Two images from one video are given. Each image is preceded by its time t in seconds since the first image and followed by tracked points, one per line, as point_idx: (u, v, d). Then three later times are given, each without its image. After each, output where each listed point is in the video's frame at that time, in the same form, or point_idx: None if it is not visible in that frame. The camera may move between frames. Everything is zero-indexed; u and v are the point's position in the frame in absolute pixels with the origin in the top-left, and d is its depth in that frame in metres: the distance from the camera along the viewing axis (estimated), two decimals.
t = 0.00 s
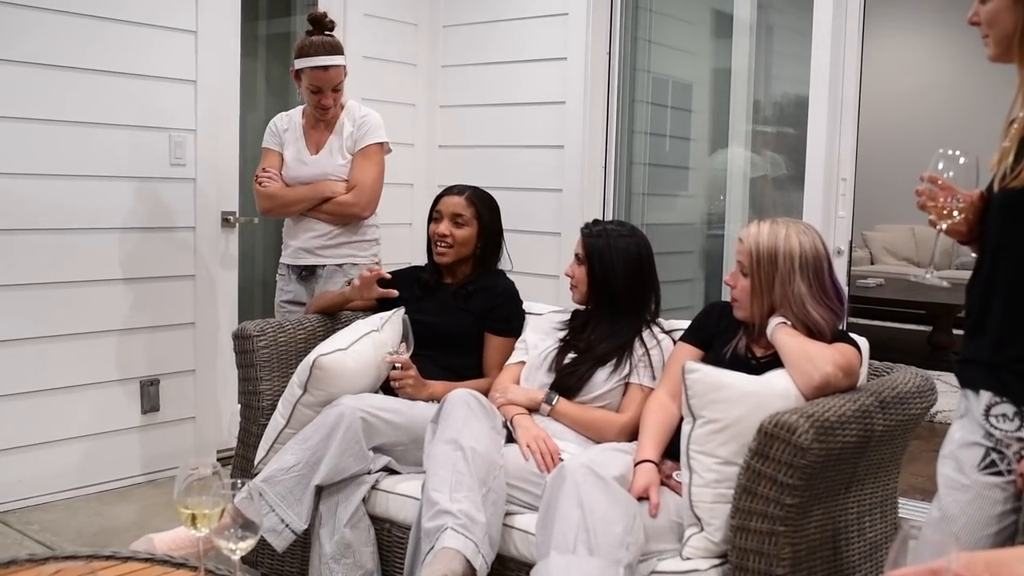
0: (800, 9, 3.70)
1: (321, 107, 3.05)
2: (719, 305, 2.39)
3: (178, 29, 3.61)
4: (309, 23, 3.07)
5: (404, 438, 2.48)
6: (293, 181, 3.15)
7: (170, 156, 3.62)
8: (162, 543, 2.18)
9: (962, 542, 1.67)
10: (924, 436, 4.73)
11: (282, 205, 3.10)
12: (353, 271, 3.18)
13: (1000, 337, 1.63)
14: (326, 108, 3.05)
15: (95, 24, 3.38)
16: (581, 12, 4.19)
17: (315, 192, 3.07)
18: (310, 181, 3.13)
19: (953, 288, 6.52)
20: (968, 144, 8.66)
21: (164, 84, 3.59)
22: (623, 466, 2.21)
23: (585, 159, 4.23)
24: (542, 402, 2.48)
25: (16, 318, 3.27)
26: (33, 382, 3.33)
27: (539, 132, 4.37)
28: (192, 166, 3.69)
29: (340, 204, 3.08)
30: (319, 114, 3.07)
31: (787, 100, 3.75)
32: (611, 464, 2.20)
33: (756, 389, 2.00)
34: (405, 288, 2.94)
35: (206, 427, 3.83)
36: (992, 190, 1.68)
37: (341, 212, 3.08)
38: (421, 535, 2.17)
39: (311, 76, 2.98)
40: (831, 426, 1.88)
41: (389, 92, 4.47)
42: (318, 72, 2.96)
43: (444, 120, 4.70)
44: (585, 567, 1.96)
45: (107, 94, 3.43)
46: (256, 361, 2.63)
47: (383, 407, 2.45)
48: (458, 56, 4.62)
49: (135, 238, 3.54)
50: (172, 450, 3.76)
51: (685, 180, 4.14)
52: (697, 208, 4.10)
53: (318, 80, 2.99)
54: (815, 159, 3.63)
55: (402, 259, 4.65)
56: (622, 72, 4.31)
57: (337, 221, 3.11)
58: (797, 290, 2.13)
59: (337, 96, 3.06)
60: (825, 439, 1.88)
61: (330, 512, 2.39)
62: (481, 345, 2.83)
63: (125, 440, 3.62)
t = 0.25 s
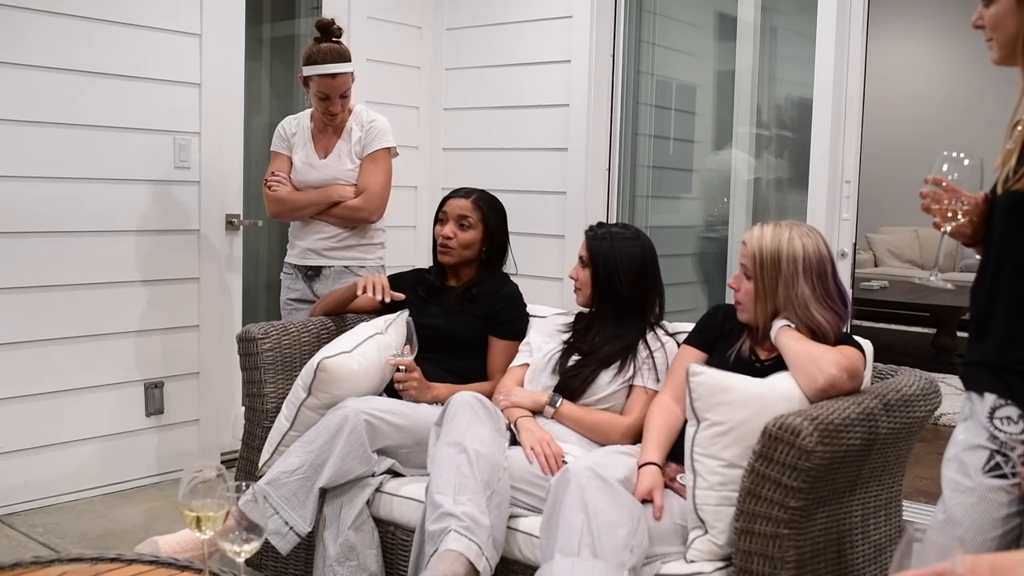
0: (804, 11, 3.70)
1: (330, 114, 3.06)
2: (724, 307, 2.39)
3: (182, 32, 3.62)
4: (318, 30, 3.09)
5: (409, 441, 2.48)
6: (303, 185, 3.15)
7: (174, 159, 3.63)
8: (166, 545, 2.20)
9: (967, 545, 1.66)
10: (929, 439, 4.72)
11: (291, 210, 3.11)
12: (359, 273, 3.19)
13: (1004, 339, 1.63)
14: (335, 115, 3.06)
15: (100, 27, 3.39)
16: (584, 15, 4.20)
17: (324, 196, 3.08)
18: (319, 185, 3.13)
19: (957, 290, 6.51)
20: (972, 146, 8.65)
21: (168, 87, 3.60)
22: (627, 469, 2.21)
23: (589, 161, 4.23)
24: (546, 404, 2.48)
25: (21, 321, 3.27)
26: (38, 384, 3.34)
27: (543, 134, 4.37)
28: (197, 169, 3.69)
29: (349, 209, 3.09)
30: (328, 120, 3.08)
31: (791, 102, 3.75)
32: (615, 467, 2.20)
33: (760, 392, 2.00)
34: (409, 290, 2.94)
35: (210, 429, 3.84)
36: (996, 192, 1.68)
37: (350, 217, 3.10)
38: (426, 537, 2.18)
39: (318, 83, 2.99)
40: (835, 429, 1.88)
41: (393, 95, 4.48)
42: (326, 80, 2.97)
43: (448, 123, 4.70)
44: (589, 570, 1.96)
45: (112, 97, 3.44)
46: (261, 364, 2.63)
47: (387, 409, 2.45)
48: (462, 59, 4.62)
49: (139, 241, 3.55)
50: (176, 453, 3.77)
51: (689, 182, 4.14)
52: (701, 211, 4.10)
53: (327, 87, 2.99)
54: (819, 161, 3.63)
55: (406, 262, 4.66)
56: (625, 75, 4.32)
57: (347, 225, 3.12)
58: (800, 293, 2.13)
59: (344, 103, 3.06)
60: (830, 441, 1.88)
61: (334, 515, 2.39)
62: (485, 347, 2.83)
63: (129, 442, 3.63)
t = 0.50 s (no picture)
0: (803, 13, 3.70)
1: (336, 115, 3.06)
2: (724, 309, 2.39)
3: (183, 35, 3.62)
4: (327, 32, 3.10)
5: (410, 443, 2.48)
6: (309, 185, 3.16)
7: (175, 162, 3.63)
8: (168, 547, 2.18)
9: (968, 546, 1.66)
10: (930, 440, 4.72)
11: (296, 211, 3.11)
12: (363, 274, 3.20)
13: (1004, 340, 1.63)
14: (341, 117, 3.06)
15: (101, 30, 3.40)
16: (584, 17, 4.20)
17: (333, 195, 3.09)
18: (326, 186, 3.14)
19: (958, 291, 6.51)
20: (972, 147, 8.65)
21: (169, 90, 3.60)
22: (628, 471, 2.21)
23: (590, 163, 4.24)
24: (547, 406, 2.48)
25: (22, 324, 3.28)
26: (39, 387, 3.35)
27: (544, 136, 4.38)
28: (197, 171, 3.70)
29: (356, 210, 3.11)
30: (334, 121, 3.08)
31: (790, 103, 3.75)
32: (617, 469, 2.20)
33: (761, 393, 2.01)
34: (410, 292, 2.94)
35: (211, 432, 3.84)
36: (996, 193, 1.68)
37: (356, 218, 3.11)
38: (427, 540, 2.18)
39: (326, 84, 2.99)
40: (836, 431, 1.89)
41: (393, 97, 4.48)
42: (334, 81, 2.97)
43: (448, 126, 4.70)
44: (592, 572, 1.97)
45: (112, 100, 3.44)
46: (262, 366, 2.64)
47: (388, 412, 2.45)
48: (463, 62, 4.62)
49: (140, 244, 3.55)
50: (177, 455, 3.77)
51: (689, 184, 4.15)
52: (702, 212, 4.10)
53: (334, 88, 3.00)
54: (819, 163, 3.63)
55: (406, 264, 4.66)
56: (625, 77, 4.32)
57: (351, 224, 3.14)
58: (801, 294, 2.13)
59: (351, 106, 3.07)
60: (831, 443, 1.88)
61: (336, 517, 2.40)
62: (486, 349, 2.83)
63: (130, 445, 3.63)
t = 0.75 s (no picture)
0: (803, 14, 3.71)
1: (344, 114, 3.07)
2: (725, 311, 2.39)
3: (183, 39, 3.63)
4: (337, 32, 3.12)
5: (411, 445, 2.48)
6: (320, 186, 3.17)
7: (176, 165, 3.64)
8: (170, 552, 2.18)
9: (969, 547, 1.67)
10: (931, 441, 4.72)
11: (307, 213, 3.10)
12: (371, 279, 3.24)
13: (1004, 340, 1.63)
14: (348, 116, 3.07)
15: (102, 34, 3.40)
16: (585, 19, 4.21)
17: (339, 194, 3.08)
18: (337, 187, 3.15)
19: (959, 292, 6.51)
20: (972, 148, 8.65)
21: (170, 94, 3.61)
22: (629, 472, 2.21)
23: (590, 165, 4.24)
24: (548, 408, 2.48)
25: (23, 328, 3.28)
26: (41, 391, 3.35)
27: (544, 139, 4.38)
28: (198, 175, 3.70)
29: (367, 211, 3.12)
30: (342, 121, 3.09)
31: (790, 105, 3.76)
32: (618, 470, 2.20)
33: (762, 395, 2.01)
34: (410, 294, 2.94)
35: (212, 435, 3.84)
36: (995, 193, 1.68)
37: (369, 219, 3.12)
38: (429, 542, 2.18)
39: (332, 82, 3.02)
40: (837, 431, 1.89)
41: (393, 100, 4.49)
42: (339, 79, 2.99)
43: (449, 128, 4.71)
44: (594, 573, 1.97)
45: (113, 104, 3.45)
46: (263, 369, 2.64)
47: (389, 414, 2.45)
48: (463, 65, 4.63)
49: (140, 247, 3.56)
50: (179, 458, 3.77)
51: (690, 186, 4.15)
52: (702, 214, 4.10)
53: (340, 85, 3.02)
54: (819, 164, 3.63)
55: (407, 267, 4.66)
56: (625, 79, 4.32)
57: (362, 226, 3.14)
58: (801, 295, 2.13)
59: (359, 103, 3.07)
60: (832, 444, 1.88)
61: (337, 519, 2.40)
62: (487, 352, 2.83)
63: (132, 448, 3.63)
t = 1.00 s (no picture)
0: (806, 14, 3.71)
1: (353, 109, 3.11)
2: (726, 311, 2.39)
3: (185, 39, 3.64)
4: (352, 27, 3.16)
5: (413, 445, 2.48)
6: (331, 183, 3.22)
7: (178, 165, 3.64)
8: (173, 551, 2.17)
9: (971, 547, 1.67)
10: (933, 442, 4.72)
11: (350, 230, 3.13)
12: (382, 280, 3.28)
13: (1005, 341, 1.63)
14: (355, 109, 3.11)
15: (104, 34, 3.41)
16: (586, 19, 4.21)
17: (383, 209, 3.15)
18: (348, 184, 3.20)
19: (961, 292, 6.51)
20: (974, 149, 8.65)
21: (171, 94, 3.61)
22: (631, 473, 2.21)
23: (592, 165, 4.24)
24: (550, 408, 2.48)
25: (25, 328, 3.29)
26: (42, 390, 3.35)
27: (545, 139, 4.38)
28: (200, 175, 3.71)
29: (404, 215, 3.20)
30: (354, 116, 3.13)
31: (792, 105, 3.76)
32: (620, 470, 2.21)
33: (764, 395, 2.01)
34: (412, 294, 2.94)
35: (214, 434, 3.84)
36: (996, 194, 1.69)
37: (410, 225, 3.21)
38: (431, 541, 2.18)
39: (340, 75, 3.06)
40: (839, 432, 1.89)
41: (395, 100, 4.49)
42: (345, 71, 3.03)
43: (450, 128, 4.71)
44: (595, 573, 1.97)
45: (115, 104, 3.45)
46: (265, 369, 2.64)
47: (391, 414, 2.45)
48: (464, 65, 4.63)
49: (142, 247, 3.56)
50: (181, 458, 3.77)
51: (691, 186, 4.15)
52: (704, 214, 4.10)
53: (348, 78, 3.06)
54: (821, 164, 3.63)
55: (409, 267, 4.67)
56: (627, 79, 4.32)
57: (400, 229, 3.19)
58: (802, 295, 2.14)
59: (369, 96, 3.11)
60: (834, 444, 1.88)
61: (339, 519, 2.40)
62: (488, 352, 2.83)
63: (133, 448, 3.63)
